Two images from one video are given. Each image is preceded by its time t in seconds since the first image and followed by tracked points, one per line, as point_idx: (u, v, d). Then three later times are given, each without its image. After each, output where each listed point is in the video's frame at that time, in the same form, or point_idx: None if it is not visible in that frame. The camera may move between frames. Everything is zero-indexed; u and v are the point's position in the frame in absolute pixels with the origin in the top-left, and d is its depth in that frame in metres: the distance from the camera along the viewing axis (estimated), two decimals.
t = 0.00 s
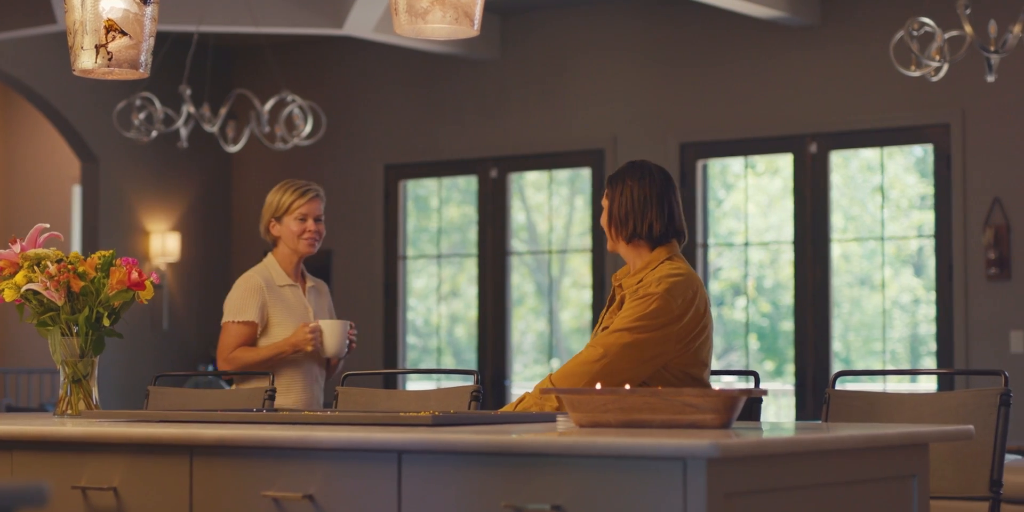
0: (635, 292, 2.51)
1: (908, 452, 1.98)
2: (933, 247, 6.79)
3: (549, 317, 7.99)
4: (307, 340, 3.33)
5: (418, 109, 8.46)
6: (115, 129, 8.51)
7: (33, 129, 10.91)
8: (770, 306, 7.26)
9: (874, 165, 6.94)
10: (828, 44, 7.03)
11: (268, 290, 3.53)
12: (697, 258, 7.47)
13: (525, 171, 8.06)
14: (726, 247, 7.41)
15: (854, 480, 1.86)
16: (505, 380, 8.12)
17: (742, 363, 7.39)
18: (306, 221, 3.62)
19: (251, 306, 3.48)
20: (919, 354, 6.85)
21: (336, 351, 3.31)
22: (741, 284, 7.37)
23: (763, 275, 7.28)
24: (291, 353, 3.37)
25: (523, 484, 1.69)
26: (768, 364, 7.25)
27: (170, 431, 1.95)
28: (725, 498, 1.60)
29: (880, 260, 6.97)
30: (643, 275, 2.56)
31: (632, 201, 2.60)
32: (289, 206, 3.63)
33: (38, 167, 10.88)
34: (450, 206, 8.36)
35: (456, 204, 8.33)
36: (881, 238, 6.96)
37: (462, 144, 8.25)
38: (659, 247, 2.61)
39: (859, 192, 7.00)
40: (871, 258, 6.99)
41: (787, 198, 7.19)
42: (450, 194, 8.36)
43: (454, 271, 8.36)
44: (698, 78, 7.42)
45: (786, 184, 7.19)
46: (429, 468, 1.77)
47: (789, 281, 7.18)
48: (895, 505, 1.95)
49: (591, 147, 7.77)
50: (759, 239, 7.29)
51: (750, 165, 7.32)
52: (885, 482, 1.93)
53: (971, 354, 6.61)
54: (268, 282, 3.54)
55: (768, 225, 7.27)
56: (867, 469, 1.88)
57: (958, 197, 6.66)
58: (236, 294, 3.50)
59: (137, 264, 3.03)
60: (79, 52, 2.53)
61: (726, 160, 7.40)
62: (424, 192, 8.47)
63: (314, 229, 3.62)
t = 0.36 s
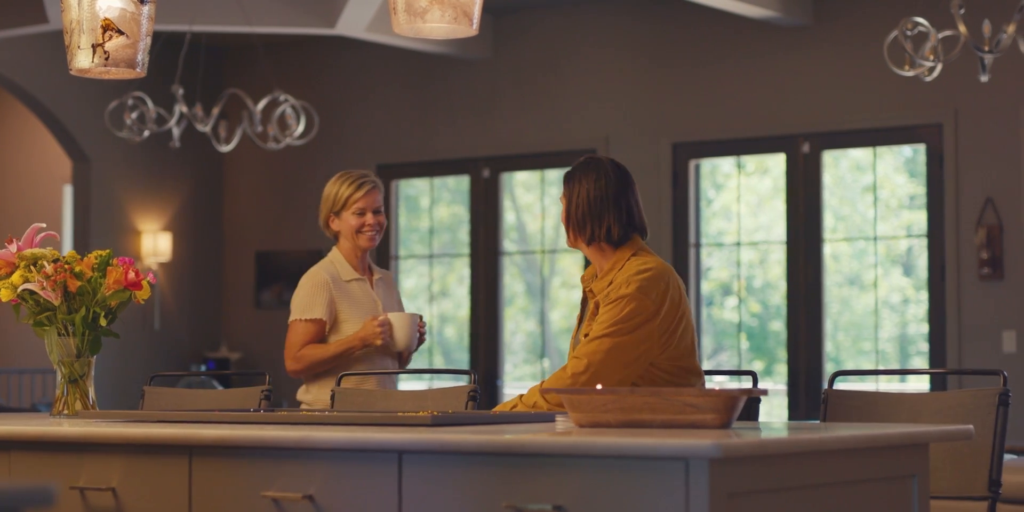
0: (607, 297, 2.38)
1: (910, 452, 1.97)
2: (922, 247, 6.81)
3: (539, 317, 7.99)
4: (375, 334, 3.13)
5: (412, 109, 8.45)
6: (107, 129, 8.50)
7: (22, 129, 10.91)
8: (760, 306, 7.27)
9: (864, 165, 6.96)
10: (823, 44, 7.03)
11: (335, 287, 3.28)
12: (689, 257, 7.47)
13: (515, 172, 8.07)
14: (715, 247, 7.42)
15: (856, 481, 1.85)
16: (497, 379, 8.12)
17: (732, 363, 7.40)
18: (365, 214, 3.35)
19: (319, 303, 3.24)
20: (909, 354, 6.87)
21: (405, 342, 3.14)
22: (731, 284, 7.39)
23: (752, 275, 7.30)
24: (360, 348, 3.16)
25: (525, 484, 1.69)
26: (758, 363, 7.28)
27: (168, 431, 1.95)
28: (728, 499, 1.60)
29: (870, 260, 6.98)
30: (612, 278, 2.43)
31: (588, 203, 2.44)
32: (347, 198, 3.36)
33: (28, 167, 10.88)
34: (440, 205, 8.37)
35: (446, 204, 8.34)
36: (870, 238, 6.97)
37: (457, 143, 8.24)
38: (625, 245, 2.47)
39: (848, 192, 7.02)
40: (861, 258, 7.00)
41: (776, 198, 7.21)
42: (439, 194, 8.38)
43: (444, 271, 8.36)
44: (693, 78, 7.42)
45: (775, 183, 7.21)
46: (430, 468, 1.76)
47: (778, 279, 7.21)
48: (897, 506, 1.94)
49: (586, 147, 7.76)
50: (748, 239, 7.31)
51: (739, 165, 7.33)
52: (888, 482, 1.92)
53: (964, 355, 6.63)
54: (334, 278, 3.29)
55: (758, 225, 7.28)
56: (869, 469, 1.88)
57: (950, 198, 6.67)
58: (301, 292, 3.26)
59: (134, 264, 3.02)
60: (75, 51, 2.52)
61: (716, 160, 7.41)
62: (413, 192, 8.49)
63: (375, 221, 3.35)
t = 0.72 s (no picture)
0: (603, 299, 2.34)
1: (906, 452, 1.97)
2: (908, 247, 6.84)
3: (526, 317, 8.00)
4: (413, 331, 3.18)
5: (403, 108, 8.44)
6: (97, 129, 8.47)
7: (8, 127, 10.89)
8: (746, 306, 7.28)
9: (849, 165, 6.98)
10: (816, 44, 7.03)
11: (380, 286, 3.33)
12: (679, 258, 7.46)
13: (502, 173, 8.07)
14: (702, 247, 7.43)
15: (853, 481, 1.85)
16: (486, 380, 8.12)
17: (718, 363, 7.42)
18: (415, 216, 3.36)
19: (362, 302, 3.29)
20: (894, 354, 6.89)
21: (445, 338, 3.17)
22: (717, 284, 7.39)
23: (738, 275, 7.31)
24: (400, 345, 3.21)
25: (524, 485, 1.69)
26: (744, 363, 7.30)
27: (165, 432, 1.94)
28: (728, 499, 1.60)
29: (856, 259, 7.00)
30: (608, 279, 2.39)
31: (591, 203, 2.40)
32: (398, 198, 3.37)
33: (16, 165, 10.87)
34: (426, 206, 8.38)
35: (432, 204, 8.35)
36: (857, 238, 6.99)
37: (448, 143, 8.23)
38: (622, 246, 2.43)
39: (835, 192, 7.03)
40: (848, 258, 7.02)
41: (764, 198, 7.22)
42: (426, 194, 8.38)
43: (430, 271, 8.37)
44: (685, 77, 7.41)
45: (761, 182, 7.23)
46: (428, 468, 1.76)
47: (764, 279, 7.22)
48: (895, 506, 1.93)
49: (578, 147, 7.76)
50: (735, 239, 7.32)
51: (726, 165, 7.34)
52: (885, 483, 1.92)
53: (953, 355, 6.64)
54: (380, 277, 3.33)
55: (744, 225, 7.29)
56: (866, 470, 1.87)
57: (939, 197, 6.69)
58: (347, 290, 3.33)
59: (128, 264, 3.02)
60: (69, 51, 2.51)
61: (703, 159, 7.42)
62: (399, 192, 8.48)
63: (424, 224, 3.36)
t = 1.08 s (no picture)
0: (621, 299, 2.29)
1: (903, 452, 1.96)
2: (893, 247, 6.87)
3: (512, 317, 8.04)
4: (440, 326, 3.07)
5: (394, 108, 8.42)
6: (85, 129, 8.43)
7: None
8: (731, 307, 7.30)
9: (834, 165, 7.01)
10: (808, 45, 7.03)
11: (426, 279, 3.27)
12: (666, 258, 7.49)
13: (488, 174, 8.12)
14: (688, 247, 7.45)
15: (850, 482, 1.85)
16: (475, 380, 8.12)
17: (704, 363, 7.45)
18: (467, 210, 3.24)
19: (406, 294, 3.26)
20: (880, 354, 6.92)
21: (472, 335, 3.01)
22: (703, 284, 7.41)
23: (724, 276, 7.33)
24: (430, 340, 3.12)
25: (523, 484, 1.68)
26: (729, 363, 7.32)
27: (160, 433, 1.94)
28: (726, 499, 1.60)
29: (841, 260, 7.03)
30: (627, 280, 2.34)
31: (619, 204, 2.36)
32: (450, 190, 3.25)
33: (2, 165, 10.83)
34: (411, 206, 8.41)
35: (418, 205, 8.38)
36: (842, 238, 7.02)
37: (440, 143, 8.22)
38: (648, 249, 2.37)
39: (820, 192, 7.06)
40: (833, 258, 7.05)
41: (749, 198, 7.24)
42: (411, 195, 8.41)
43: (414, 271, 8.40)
44: (677, 77, 7.40)
45: (746, 182, 7.25)
46: (425, 468, 1.76)
47: (750, 279, 7.24)
48: (891, 506, 1.93)
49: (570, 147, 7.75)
50: (720, 239, 7.34)
51: (712, 165, 7.36)
52: (881, 483, 1.92)
53: (942, 355, 6.66)
54: (427, 270, 3.27)
55: (729, 225, 7.31)
56: (862, 469, 1.87)
57: (928, 198, 6.71)
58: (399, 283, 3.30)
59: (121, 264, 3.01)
60: (62, 50, 2.51)
61: (688, 160, 7.44)
62: (385, 193, 8.51)
63: (476, 219, 3.24)
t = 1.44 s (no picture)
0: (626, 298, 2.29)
1: (896, 452, 1.96)
2: (874, 248, 6.90)
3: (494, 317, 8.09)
4: (445, 327, 2.96)
5: (382, 108, 8.40)
6: (69, 128, 8.39)
7: None
8: (714, 306, 7.33)
9: (816, 165, 7.04)
10: (797, 45, 7.04)
11: (438, 278, 3.18)
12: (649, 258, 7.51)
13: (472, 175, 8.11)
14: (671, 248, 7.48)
15: (844, 482, 1.85)
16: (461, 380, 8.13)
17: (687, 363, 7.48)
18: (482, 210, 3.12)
19: (417, 293, 3.16)
20: (862, 354, 6.95)
21: (477, 334, 2.90)
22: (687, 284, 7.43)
23: (706, 276, 7.35)
24: (436, 341, 3.01)
25: (519, 484, 1.68)
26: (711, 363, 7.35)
27: (153, 433, 1.93)
28: (722, 499, 1.59)
29: (823, 259, 7.06)
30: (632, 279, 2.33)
31: (626, 203, 2.36)
32: (466, 189, 3.13)
33: None
34: (393, 207, 8.41)
35: (401, 205, 8.38)
36: (825, 239, 7.05)
37: (428, 143, 8.20)
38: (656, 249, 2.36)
39: (803, 192, 7.09)
40: (816, 258, 7.07)
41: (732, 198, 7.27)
42: (393, 194, 8.41)
43: (396, 272, 8.43)
44: (666, 77, 7.40)
45: (728, 182, 7.28)
46: (420, 468, 1.76)
47: (732, 279, 7.27)
48: (886, 505, 1.94)
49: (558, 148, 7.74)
50: (702, 239, 7.36)
51: (694, 166, 7.39)
52: (874, 483, 1.92)
53: (928, 354, 6.68)
54: (439, 269, 3.18)
55: (712, 225, 7.34)
56: (855, 470, 1.87)
57: (913, 198, 6.72)
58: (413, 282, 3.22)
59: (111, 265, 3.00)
60: (52, 50, 2.50)
61: (671, 161, 7.46)
62: (367, 193, 8.52)
63: (492, 218, 3.12)
